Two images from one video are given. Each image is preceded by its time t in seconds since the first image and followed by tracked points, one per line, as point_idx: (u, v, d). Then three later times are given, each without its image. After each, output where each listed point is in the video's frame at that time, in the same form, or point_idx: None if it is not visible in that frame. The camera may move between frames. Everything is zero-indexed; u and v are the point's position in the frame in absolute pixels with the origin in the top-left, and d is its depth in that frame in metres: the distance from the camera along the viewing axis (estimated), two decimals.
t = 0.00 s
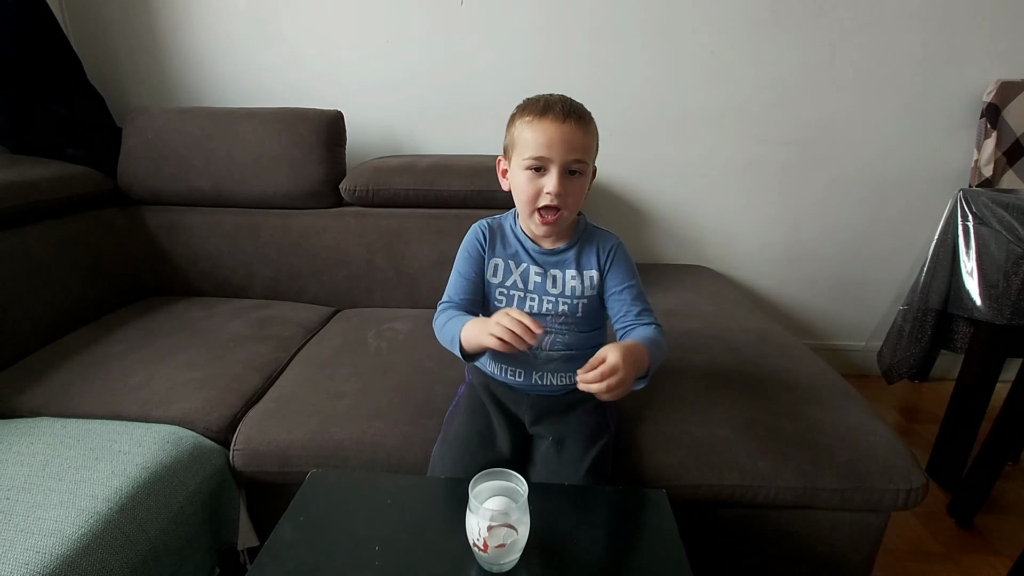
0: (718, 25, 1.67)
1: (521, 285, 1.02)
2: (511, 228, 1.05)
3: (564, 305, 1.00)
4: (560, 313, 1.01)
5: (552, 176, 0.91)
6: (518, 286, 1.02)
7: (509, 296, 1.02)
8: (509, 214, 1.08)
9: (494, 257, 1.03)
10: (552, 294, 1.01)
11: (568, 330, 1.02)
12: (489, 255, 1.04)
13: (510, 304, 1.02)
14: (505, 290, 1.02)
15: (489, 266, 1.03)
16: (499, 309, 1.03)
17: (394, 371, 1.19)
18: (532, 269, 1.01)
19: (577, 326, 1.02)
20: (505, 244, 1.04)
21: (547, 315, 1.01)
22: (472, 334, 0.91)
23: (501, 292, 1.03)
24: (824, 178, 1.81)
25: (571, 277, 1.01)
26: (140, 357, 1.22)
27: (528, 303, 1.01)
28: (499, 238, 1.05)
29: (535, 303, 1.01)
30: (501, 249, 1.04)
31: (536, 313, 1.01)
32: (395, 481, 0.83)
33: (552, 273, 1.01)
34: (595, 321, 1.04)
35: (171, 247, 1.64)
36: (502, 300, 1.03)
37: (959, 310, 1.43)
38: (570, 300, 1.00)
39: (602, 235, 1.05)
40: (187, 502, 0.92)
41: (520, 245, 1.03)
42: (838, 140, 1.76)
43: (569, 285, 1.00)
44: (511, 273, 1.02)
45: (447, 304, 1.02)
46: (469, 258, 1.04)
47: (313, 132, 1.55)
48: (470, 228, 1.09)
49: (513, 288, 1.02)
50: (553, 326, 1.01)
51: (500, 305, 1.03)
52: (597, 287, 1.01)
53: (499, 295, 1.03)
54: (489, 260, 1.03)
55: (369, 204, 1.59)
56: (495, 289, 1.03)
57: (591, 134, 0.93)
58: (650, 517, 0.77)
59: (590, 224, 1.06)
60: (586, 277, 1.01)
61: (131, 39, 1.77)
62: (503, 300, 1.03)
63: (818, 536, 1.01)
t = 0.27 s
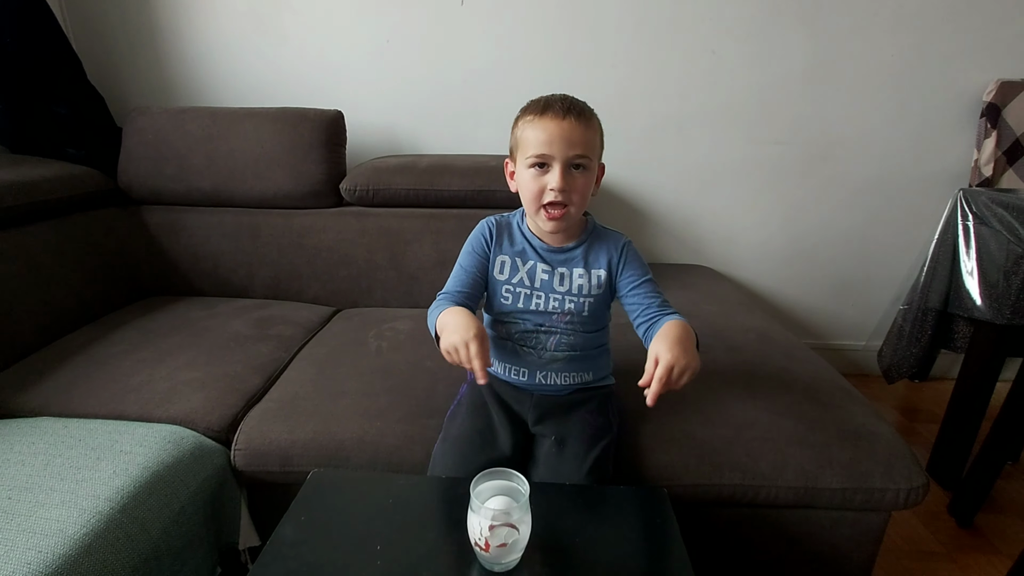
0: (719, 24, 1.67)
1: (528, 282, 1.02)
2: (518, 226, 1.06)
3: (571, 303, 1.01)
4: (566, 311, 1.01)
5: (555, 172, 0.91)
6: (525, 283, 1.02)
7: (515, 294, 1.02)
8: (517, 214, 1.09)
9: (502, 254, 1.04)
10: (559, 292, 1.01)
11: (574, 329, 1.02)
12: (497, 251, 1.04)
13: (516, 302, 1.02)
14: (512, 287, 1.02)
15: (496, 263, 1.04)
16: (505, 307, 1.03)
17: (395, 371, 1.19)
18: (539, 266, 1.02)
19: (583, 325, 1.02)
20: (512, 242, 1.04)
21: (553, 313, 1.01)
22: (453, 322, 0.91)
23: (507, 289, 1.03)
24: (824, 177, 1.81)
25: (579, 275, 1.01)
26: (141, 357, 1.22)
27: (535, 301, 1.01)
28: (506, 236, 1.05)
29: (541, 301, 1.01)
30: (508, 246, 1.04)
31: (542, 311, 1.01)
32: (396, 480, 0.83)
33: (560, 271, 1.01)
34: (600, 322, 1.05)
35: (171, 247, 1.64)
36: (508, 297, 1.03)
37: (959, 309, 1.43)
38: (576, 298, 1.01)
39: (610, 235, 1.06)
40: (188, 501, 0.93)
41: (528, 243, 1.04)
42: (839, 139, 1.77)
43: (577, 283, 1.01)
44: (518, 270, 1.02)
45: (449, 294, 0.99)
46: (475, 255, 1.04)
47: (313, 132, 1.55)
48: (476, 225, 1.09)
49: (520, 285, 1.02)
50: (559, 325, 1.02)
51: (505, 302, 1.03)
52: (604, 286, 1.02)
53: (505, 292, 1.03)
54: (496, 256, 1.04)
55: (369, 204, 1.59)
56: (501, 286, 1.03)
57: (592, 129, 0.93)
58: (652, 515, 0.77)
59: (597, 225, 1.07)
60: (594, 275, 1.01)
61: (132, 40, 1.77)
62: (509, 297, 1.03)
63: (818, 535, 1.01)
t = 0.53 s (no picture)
0: (719, 26, 1.67)
1: (534, 283, 1.01)
2: (525, 227, 1.05)
3: (577, 305, 1.00)
4: (572, 313, 1.01)
5: (558, 172, 0.91)
6: (531, 284, 1.01)
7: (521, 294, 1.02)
8: (523, 215, 1.08)
9: (509, 253, 1.03)
10: (565, 294, 1.00)
11: (578, 332, 1.02)
12: (504, 250, 1.03)
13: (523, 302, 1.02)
14: (518, 287, 1.02)
15: (502, 262, 1.03)
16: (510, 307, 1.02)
17: (395, 374, 1.19)
18: (546, 267, 1.01)
19: (587, 328, 1.02)
20: (519, 241, 1.04)
21: (559, 315, 1.01)
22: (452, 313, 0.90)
23: (513, 289, 1.02)
24: (826, 179, 1.80)
25: (585, 277, 1.01)
26: (141, 360, 1.22)
27: (541, 302, 1.01)
28: (513, 235, 1.04)
29: (548, 302, 1.01)
30: (515, 246, 1.03)
31: (548, 312, 1.01)
32: (396, 484, 0.82)
33: (566, 273, 1.01)
34: (604, 324, 1.05)
35: (172, 250, 1.64)
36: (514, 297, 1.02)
37: (962, 311, 1.43)
38: (582, 300, 1.00)
39: (615, 237, 1.06)
40: (188, 505, 0.92)
41: (535, 243, 1.03)
42: (841, 141, 1.76)
43: (583, 285, 1.01)
44: (525, 270, 1.02)
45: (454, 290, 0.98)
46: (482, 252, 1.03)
47: (314, 135, 1.55)
48: (482, 224, 1.08)
49: (526, 285, 1.01)
50: (564, 327, 1.01)
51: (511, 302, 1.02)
52: (609, 288, 1.02)
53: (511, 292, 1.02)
54: (503, 256, 1.03)
55: (370, 207, 1.59)
56: (507, 286, 1.02)
57: (592, 127, 0.93)
58: (654, 519, 0.77)
59: (601, 226, 1.07)
60: (599, 277, 1.01)
61: (132, 43, 1.77)
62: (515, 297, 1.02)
63: (821, 539, 1.00)
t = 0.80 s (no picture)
0: (720, 28, 1.67)
1: (535, 287, 1.01)
2: (524, 232, 1.05)
3: (579, 309, 1.00)
4: (573, 317, 1.01)
5: (557, 177, 0.91)
6: (532, 288, 1.01)
7: (522, 298, 1.01)
8: (521, 220, 1.08)
9: (509, 258, 1.03)
10: (567, 298, 1.00)
11: (579, 336, 1.02)
12: (504, 255, 1.03)
13: (524, 307, 1.01)
14: (519, 292, 1.01)
15: (503, 267, 1.03)
16: (511, 311, 1.02)
17: (397, 376, 1.18)
18: (547, 271, 1.01)
19: (588, 332, 1.02)
20: (520, 246, 1.04)
21: (560, 319, 1.01)
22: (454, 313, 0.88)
23: (514, 294, 1.02)
24: (827, 180, 1.80)
25: (587, 281, 1.01)
26: (143, 363, 1.22)
27: (542, 306, 1.01)
28: (513, 240, 1.04)
29: (549, 306, 1.01)
30: (516, 251, 1.03)
31: (549, 316, 1.01)
32: (398, 487, 0.82)
33: (567, 277, 1.01)
34: (604, 328, 1.05)
35: (173, 253, 1.64)
36: (515, 302, 1.02)
37: (964, 312, 1.42)
38: (584, 304, 1.00)
39: (614, 241, 1.06)
40: (190, 508, 0.92)
41: (535, 247, 1.03)
42: (842, 142, 1.76)
43: (585, 289, 1.00)
44: (526, 275, 1.02)
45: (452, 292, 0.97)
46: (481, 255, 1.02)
47: (315, 138, 1.55)
48: (481, 229, 1.08)
49: (527, 290, 1.01)
50: (566, 331, 1.01)
51: (512, 307, 1.02)
52: (609, 292, 1.02)
53: (512, 297, 1.02)
54: (504, 260, 1.02)
55: (371, 209, 1.59)
56: (508, 291, 1.02)
57: (590, 129, 0.93)
58: (656, 522, 0.77)
59: (600, 230, 1.07)
60: (600, 281, 1.01)
61: (134, 47, 1.77)
62: (516, 302, 1.02)
63: (825, 541, 1.00)
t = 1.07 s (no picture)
0: (721, 29, 1.67)
1: (537, 282, 1.01)
2: (526, 227, 1.06)
3: (580, 304, 1.01)
4: (574, 313, 1.01)
5: (564, 177, 0.91)
6: (534, 283, 1.01)
7: (524, 293, 1.02)
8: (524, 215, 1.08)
9: (512, 253, 1.03)
10: (568, 293, 1.01)
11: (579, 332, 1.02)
12: (507, 250, 1.03)
13: (525, 302, 1.02)
14: (521, 287, 1.02)
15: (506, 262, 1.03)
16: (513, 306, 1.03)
17: (399, 377, 1.18)
18: (549, 266, 1.01)
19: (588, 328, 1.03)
20: (523, 240, 1.04)
21: (561, 315, 1.01)
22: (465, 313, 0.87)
23: (516, 288, 1.02)
24: (828, 181, 1.80)
25: (588, 277, 1.01)
26: (145, 364, 1.22)
27: (543, 302, 1.01)
28: (516, 234, 1.05)
29: (550, 301, 1.01)
30: (519, 245, 1.04)
31: (550, 312, 1.01)
32: (401, 488, 0.82)
33: (569, 273, 1.01)
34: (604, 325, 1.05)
35: (176, 254, 1.64)
36: (517, 296, 1.02)
37: (966, 314, 1.42)
38: (584, 300, 1.01)
39: (614, 237, 1.06)
40: (193, 509, 0.92)
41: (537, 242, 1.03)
42: (843, 144, 1.76)
43: (586, 284, 1.01)
44: (529, 270, 1.02)
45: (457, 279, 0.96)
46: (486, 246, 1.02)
47: (317, 139, 1.56)
48: (485, 222, 1.08)
49: (529, 285, 1.02)
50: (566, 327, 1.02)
51: (514, 301, 1.02)
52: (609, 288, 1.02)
53: (514, 292, 1.02)
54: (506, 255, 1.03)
55: (373, 210, 1.59)
56: (511, 286, 1.03)
57: (596, 130, 0.93)
58: (659, 522, 0.77)
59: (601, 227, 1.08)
60: (601, 277, 1.02)
61: (137, 49, 1.78)
62: (518, 297, 1.02)
63: (827, 542, 1.00)
